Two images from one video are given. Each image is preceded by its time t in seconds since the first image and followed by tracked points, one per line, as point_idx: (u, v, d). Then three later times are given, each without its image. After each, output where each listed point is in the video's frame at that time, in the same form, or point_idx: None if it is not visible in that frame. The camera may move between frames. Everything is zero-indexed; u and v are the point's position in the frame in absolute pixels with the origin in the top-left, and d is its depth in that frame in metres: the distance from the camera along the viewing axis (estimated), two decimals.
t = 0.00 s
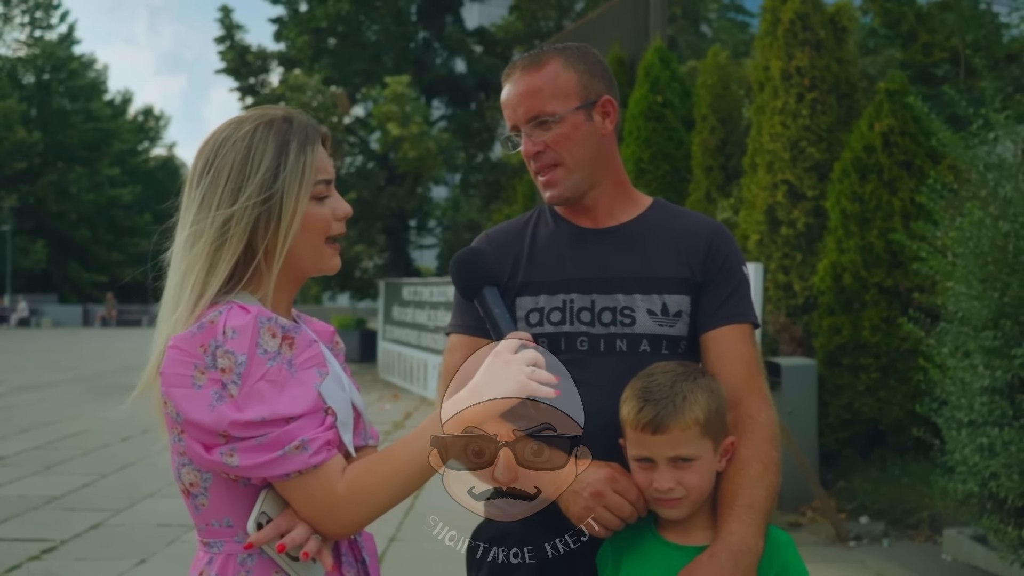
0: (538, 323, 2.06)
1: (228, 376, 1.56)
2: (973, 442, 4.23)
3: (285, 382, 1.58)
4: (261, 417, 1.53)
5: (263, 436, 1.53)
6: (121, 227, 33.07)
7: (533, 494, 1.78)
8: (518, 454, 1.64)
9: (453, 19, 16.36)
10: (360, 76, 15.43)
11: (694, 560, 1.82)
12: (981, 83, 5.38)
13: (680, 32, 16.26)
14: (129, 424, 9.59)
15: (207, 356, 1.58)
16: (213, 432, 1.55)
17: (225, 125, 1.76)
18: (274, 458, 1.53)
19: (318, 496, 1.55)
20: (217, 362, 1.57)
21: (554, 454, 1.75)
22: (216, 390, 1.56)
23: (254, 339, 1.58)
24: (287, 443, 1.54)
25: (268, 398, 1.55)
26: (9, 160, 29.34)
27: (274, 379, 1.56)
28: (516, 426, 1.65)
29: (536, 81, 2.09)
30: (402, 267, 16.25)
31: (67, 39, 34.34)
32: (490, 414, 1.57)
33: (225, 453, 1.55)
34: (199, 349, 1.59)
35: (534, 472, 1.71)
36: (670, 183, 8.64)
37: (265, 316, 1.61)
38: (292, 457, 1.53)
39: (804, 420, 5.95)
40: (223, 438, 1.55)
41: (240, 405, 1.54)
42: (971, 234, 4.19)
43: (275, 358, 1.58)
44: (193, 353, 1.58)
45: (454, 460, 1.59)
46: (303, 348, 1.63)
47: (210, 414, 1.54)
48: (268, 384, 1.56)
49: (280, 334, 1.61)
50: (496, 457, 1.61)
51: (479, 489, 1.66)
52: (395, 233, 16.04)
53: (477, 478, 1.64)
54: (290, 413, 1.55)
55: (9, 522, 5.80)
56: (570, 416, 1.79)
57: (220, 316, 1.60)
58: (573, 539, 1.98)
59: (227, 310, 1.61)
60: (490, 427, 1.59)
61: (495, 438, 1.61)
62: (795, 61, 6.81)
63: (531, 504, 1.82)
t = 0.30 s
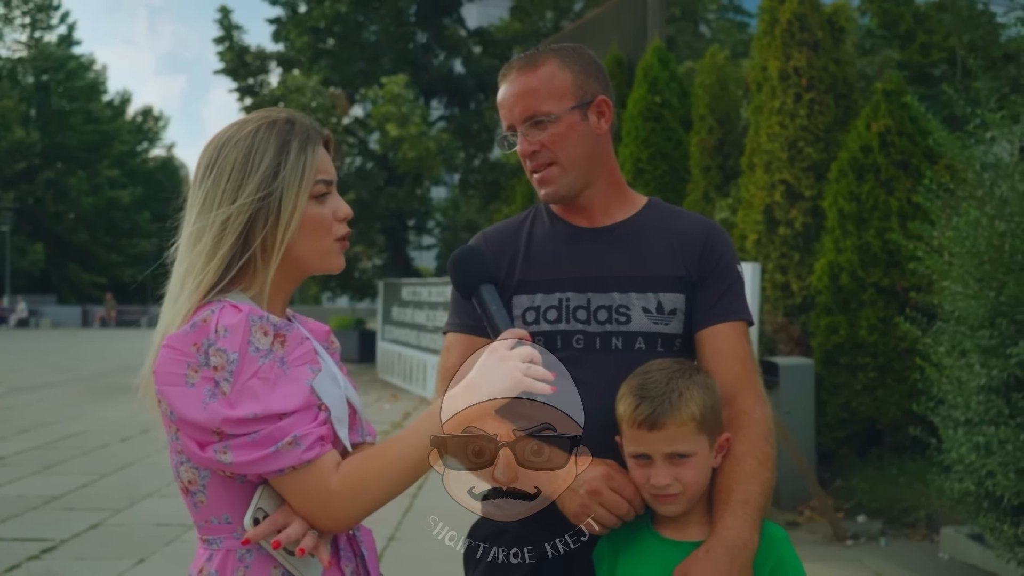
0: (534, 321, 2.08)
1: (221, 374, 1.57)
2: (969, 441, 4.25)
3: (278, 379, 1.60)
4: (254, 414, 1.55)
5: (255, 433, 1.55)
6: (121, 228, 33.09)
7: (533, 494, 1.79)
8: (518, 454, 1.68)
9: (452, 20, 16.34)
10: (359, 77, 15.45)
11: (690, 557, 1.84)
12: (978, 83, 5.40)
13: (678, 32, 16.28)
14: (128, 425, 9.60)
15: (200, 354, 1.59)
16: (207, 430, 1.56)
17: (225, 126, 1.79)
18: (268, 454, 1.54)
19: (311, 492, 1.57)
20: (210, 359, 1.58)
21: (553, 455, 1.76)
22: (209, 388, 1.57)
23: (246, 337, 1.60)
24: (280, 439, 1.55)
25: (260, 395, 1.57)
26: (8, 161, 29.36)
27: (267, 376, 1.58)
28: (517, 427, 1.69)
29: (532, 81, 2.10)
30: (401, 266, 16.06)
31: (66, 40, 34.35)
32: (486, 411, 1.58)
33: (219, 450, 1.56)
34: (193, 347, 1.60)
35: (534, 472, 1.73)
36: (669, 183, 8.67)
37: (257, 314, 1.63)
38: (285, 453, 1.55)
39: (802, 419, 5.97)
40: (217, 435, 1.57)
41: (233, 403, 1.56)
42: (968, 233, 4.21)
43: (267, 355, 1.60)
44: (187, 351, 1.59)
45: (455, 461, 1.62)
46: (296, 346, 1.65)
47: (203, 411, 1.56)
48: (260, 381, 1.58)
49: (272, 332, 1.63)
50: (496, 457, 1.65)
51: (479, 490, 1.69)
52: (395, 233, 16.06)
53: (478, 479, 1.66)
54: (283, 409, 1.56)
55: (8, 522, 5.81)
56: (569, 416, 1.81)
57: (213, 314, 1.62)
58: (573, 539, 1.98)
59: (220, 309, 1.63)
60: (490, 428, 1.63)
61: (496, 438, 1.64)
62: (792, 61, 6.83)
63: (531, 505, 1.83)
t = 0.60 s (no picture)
0: (534, 320, 2.10)
1: (224, 369, 1.59)
2: (966, 441, 4.27)
3: (280, 376, 1.61)
4: (256, 409, 1.57)
5: (257, 428, 1.57)
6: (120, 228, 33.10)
7: (533, 493, 1.81)
8: (518, 453, 1.69)
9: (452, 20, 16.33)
10: (359, 77, 15.46)
11: (690, 552, 1.85)
12: (976, 84, 5.42)
13: (677, 33, 16.33)
14: (128, 424, 9.62)
15: (203, 350, 1.61)
16: (209, 424, 1.58)
17: (226, 127, 1.81)
18: (269, 449, 1.56)
19: (311, 487, 1.59)
20: (213, 355, 1.60)
21: (553, 454, 1.77)
22: (212, 382, 1.59)
23: (249, 334, 1.62)
24: (281, 435, 1.57)
25: (262, 391, 1.59)
26: (8, 161, 29.37)
27: (268, 372, 1.60)
28: (517, 426, 1.70)
29: (531, 82, 2.12)
30: (401, 266, 16.22)
31: (65, 40, 34.35)
32: (483, 409, 1.60)
33: (220, 445, 1.57)
34: (196, 343, 1.61)
35: (533, 471, 1.75)
36: (667, 184, 8.70)
37: (260, 312, 1.65)
38: (286, 449, 1.57)
39: (800, 419, 5.98)
40: (219, 430, 1.58)
41: (236, 398, 1.58)
42: (965, 234, 4.23)
43: (270, 352, 1.62)
44: (190, 347, 1.61)
45: (457, 459, 1.63)
46: (298, 344, 1.67)
47: (205, 405, 1.57)
48: (262, 377, 1.60)
49: (275, 330, 1.65)
50: (496, 456, 1.66)
51: (480, 489, 1.70)
52: (394, 233, 16.08)
53: (478, 478, 1.68)
54: (285, 405, 1.58)
55: (8, 521, 5.83)
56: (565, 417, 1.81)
57: (217, 311, 1.64)
58: (573, 539, 2.01)
59: (223, 306, 1.65)
60: (491, 427, 1.64)
61: (496, 438, 1.65)
62: (790, 62, 6.84)
63: (529, 504, 1.84)
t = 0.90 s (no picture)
0: (533, 319, 2.12)
1: (230, 368, 1.61)
2: (963, 440, 4.28)
3: (285, 375, 1.64)
4: (261, 407, 1.59)
5: (262, 426, 1.59)
6: (119, 229, 33.08)
7: (532, 494, 1.83)
8: (518, 453, 1.70)
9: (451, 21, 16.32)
10: (358, 78, 15.48)
11: (686, 547, 1.87)
12: (974, 85, 5.44)
13: (676, 34, 16.37)
14: (127, 425, 9.64)
15: (210, 348, 1.63)
16: (215, 421, 1.60)
17: (225, 129, 1.82)
18: (273, 448, 1.58)
19: (313, 485, 1.61)
20: (220, 354, 1.62)
21: (553, 455, 1.79)
22: (219, 381, 1.61)
23: (256, 333, 1.64)
24: (286, 433, 1.59)
25: (268, 390, 1.61)
26: (7, 162, 29.36)
27: (273, 372, 1.62)
28: (517, 426, 1.70)
29: (530, 85, 2.14)
30: (400, 266, 16.25)
31: (65, 40, 34.37)
32: (484, 412, 1.61)
33: (225, 443, 1.59)
34: (203, 341, 1.64)
35: (536, 472, 1.77)
36: (666, 184, 8.72)
37: (266, 312, 1.67)
38: (289, 448, 1.59)
39: (798, 419, 6.00)
40: (224, 427, 1.60)
41: (241, 396, 1.60)
42: (962, 234, 4.25)
43: (275, 352, 1.64)
44: (197, 345, 1.63)
45: (457, 458, 1.65)
46: (302, 344, 1.69)
47: (212, 402, 1.59)
48: (268, 376, 1.62)
49: (280, 330, 1.67)
50: (497, 456, 1.67)
51: (481, 489, 1.72)
52: (394, 233, 16.10)
53: (478, 478, 1.70)
54: (290, 404, 1.60)
55: (8, 521, 5.84)
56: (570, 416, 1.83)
57: (223, 310, 1.66)
58: (573, 539, 2.03)
59: (230, 305, 1.67)
60: (491, 427, 1.65)
61: (496, 438, 1.67)
62: (789, 63, 6.86)
63: (530, 505, 1.86)
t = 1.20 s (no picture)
0: (530, 317, 2.14)
1: (238, 368, 1.62)
2: (959, 439, 4.31)
3: (291, 374, 1.66)
4: (269, 406, 1.61)
5: (270, 425, 1.61)
6: (116, 228, 33.04)
7: (533, 495, 1.81)
8: (518, 453, 1.70)
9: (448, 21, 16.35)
10: (356, 78, 15.49)
11: (678, 543, 1.89)
12: (969, 85, 5.47)
13: (673, 34, 16.41)
14: (126, 424, 9.65)
15: (217, 349, 1.65)
16: (224, 421, 1.61)
17: (214, 131, 1.83)
18: (282, 446, 1.60)
19: (320, 482, 1.63)
20: (227, 355, 1.64)
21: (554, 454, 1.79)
22: (227, 381, 1.62)
23: (262, 334, 1.66)
24: (293, 432, 1.61)
25: (275, 389, 1.62)
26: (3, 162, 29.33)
27: (281, 371, 1.64)
28: (517, 426, 1.71)
29: (527, 87, 2.16)
30: (398, 267, 16.25)
31: (62, 40, 34.35)
32: (483, 406, 1.66)
33: (235, 442, 1.61)
34: (209, 342, 1.65)
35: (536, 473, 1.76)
36: (663, 184, 8.74)
37: (271, 312, 1.69)
38: (297, 446, 1.61)
39: (794, 418, 6.02)
40: (233, 427, 1.62)
41: (250, 396, 1.61)
42: (957, 234, 4.28)
43: (281, 352, 1.66)
44: (204, 346, 1.65)
45: (454, 457, 1.66)
46: (306, 344, 1.72)
47: (221, 402, 1.61)
48: (275, 376, 1.64)
49: (285, 330, 1.69)
50: (497, 456, 1.67)
51: (481, 489, 1.70)
52: (391, 233, 16.10)
53: (477, 477, 1.68)
54: (297, 403, 1.62)
55: (6, 521, 5.85)
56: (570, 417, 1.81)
57: (229, 312, 1.67)
58: (573, 539, 2.04)
59: (235, 306, 1.68)
60: (491, 426, 1.67)
61: (496, 437, 1.67)
62: (785, 63, 6.88)
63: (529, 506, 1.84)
